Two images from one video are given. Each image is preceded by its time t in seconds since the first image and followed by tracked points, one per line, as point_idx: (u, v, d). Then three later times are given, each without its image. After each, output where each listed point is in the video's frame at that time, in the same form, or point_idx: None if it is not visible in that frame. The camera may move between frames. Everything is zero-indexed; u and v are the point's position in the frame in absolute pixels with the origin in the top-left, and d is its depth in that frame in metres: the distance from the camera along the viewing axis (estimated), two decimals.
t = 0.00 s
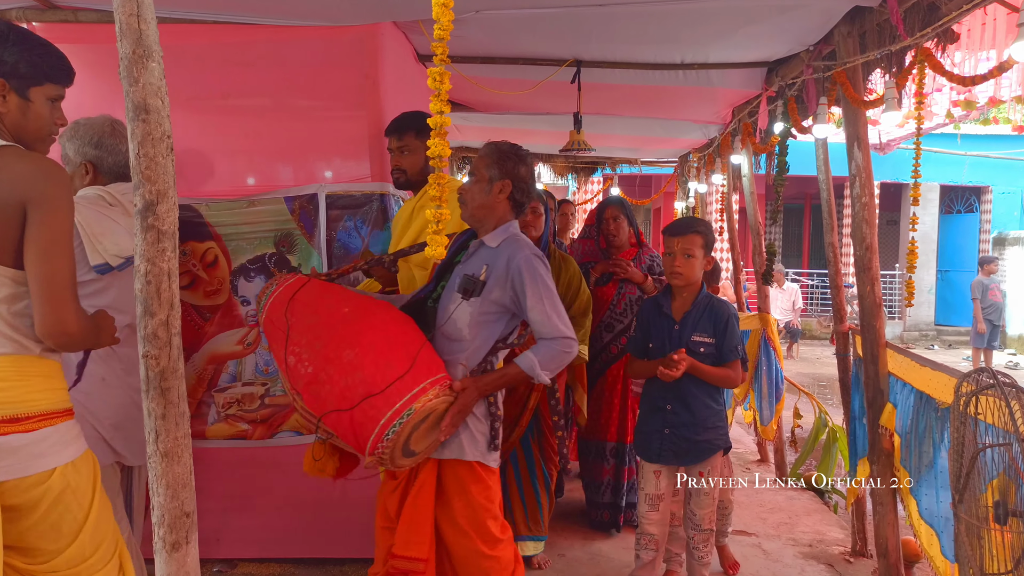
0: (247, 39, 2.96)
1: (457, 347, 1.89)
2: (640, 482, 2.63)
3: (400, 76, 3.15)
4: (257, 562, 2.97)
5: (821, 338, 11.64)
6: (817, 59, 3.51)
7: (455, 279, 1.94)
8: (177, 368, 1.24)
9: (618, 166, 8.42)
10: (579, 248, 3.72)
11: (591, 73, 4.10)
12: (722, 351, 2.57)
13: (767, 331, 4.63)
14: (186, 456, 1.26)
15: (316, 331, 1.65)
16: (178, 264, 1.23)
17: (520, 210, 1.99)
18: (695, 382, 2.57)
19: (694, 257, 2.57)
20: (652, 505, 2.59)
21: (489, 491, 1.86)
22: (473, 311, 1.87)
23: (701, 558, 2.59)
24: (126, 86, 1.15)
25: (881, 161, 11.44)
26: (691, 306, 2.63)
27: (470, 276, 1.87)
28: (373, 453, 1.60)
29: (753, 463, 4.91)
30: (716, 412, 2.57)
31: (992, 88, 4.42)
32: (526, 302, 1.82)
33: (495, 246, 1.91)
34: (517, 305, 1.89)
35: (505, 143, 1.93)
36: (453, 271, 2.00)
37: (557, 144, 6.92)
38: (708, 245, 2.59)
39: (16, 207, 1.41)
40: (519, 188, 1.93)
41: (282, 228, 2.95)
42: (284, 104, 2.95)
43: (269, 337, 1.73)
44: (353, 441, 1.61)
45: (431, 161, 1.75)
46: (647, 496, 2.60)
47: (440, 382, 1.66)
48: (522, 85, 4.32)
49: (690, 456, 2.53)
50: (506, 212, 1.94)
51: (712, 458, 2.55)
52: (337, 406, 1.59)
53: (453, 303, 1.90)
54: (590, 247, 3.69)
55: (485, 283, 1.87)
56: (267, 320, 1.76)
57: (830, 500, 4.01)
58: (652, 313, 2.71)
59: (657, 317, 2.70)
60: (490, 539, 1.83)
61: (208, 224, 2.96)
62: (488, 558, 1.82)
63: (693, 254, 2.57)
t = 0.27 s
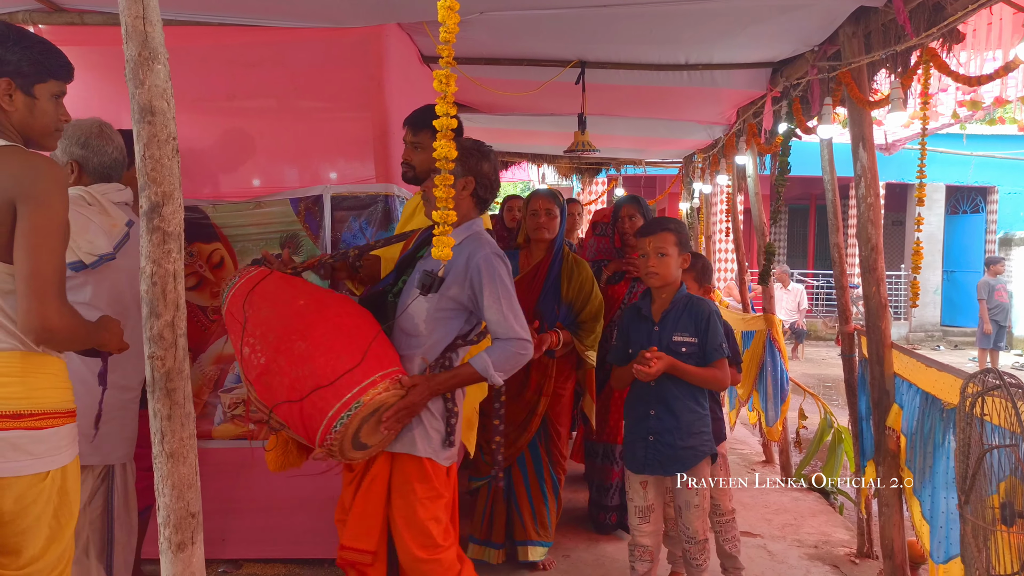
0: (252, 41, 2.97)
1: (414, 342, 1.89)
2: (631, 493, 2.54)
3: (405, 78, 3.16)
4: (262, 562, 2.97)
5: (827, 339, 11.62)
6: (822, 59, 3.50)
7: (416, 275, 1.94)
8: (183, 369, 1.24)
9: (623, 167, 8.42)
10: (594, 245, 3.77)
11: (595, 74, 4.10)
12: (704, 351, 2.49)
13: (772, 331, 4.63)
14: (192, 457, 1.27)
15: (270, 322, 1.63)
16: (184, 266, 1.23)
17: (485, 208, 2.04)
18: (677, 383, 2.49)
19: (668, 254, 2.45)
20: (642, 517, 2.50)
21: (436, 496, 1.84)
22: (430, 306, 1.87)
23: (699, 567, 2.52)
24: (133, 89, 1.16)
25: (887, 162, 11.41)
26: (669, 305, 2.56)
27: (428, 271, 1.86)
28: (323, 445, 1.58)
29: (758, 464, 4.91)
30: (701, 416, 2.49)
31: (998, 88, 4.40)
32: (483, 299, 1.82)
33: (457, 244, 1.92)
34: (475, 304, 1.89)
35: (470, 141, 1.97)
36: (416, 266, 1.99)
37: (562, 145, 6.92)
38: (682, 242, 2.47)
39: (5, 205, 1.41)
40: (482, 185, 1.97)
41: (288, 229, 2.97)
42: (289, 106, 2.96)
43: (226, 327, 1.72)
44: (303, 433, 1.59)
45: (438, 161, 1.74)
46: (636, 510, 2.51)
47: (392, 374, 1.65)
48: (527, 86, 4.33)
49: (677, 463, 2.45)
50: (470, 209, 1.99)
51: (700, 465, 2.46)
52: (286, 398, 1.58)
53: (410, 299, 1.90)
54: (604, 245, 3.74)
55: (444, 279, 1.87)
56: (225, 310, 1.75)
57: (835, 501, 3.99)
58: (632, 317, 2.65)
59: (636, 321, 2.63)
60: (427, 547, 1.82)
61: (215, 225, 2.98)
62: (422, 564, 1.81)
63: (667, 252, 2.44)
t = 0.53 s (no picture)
0: (254, 41, 2.97)
1: (386, 342, 1.85)
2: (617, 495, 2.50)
3: (407, 77, 3.16)
4: (263, 561, 2.98)
5: (828, 339, 11.63)
6: (823, 59, 3.49)
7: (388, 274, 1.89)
8: (186, 369, 1.24)
9: (624, 167, 8.42)
10: (608, 243, 3.77)
11: (596, 74, 4.10)
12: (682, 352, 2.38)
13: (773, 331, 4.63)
14: (194, 456, 1.27)
15: (241, 320, 1.63)
16: (186, 265, 1.24)
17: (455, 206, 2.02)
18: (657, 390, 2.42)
19: (647, 251, 2.40)
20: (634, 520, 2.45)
21: (389, 496, 1.76)
22: (402, 306, 1.83)
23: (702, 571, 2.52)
24: (136, 88, 1.16)
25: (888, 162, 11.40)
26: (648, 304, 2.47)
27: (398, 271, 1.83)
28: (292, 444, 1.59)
29: (759, 464, 4.91)
30: (682, 419, 2.40)
31: (1000, 88, 4.40)
32: (456, 298, 1.80)
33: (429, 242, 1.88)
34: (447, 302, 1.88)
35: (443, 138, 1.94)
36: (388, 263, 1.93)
37: (563, 145, 6.92)
38: (660, 238, 2.42)
39: (40, 210, 1.48)
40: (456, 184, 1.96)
41: (288, 229, 3.02)
42: (290, 105, 2.96)
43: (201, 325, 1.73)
44: (272, 431, 1.60)
45: (442, 162, 1.75)
46: (627, 513, 2.47)
47: (362, 372, 1.65)
48: (528, 86, 4.33)
49: (657, 468, 2.37)
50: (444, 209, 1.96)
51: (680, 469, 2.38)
52: (255, 395, 1.58)
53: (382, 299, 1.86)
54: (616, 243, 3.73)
55: (415, 278, 1.83)
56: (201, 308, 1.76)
57: (836, 501, 4.00)
58: (610, 316, 2.58)
59: (615, 321, 2.56)
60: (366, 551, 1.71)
61: (214, 224, 3.03)
62: (357, 568, 1.69)
63: (646, 249, 2.39)
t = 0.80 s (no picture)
0: (257, 41, 2.98)
1: (370, 341, 1.87)
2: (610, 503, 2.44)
3: (410, 78, 3.16)
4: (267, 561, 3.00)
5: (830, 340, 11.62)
6: (826, 60, 3.49)
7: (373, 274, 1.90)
8: (190, 368, 1.25)
9: (626, 168, 8.42)
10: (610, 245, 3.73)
11: (599, 75, 4.11)
12: (667, 356, 2.34)
13: (775, 332, 4.63)
14: (199, 455, 1.27)
15: (224, 319, 1.64)
16: (191, 265, 1.24)
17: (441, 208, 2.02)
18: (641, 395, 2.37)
19: (635, 255, 2.34)
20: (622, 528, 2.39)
21: (361, 494, 1.76)
22: (385, 306, 1.84)
23: None
24: (140, 89, 1.17)
25: (891, 163, 11.39)
26: (634, 308, 2.43)
27: (381, 271, 1.83)
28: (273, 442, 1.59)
29: (761, 465, 4.91)
30: (666, 425, 2.35)
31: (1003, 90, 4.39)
32: (439, 296, 1.79)
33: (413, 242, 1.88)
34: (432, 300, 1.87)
35: (427, 139, 1.95)
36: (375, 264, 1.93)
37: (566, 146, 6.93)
38: (650, 242, 2.36)
39: (52, 216, 1.48)
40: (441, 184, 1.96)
41: (291, 228, 3.02)
42: (293, 106, 2.97)
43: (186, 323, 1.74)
44: (254, 429, 1.60)
45: (446, 161, 1.75)
46: (616, 521, 2.41)
47: (344, 372, 1.65)
48: (531, 87, 4.33)
49: (638, 475, 2.31)
50: (429, 209, 1.95)
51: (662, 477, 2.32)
52: (238, 394, 1.59)
53: (366, 298, 1.86)
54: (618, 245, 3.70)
55: (398, 279, 1.84)
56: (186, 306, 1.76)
57: (838, 502, 4.00)
58: (597, 320, 2.54)
59: (601, 325, 2.52)
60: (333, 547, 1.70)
61: (216, 224, 3.03)
62: (318, 564, 1.68)
63: (634, 253, 2.34)
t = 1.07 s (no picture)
0: (259, 40, 2.98)
1: (344, 345, 1.84)
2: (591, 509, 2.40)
3: (412, 77, 3.17)
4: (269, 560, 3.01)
5: (832, 339, 11.61)
6: (828, 58, 3.48)
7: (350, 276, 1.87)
8: (193, 367, 1.25)
9: (628, 166, 8.42)
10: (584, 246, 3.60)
11: (601, 73, 4.10)
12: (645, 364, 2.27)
13: (777, 331, 4.64)
14: (202, 453, 1.27)
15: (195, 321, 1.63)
16: (194, 264, 1.24)
17: (423, 209, 1.96)
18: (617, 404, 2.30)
19: (622, 257, 2.29)
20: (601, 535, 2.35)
21: (338, 498, 1.75)
22: (361, 311, 1.81)
23: None
24: (143, 88, 1.17)
25: (893, 161, 11.38)
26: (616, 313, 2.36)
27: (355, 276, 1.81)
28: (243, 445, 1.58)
29: (763, 464, 4.90)
30: (640, 435, 2.28)
31: (1005, 88, 4.39)
32: (414, 304, 1.75)
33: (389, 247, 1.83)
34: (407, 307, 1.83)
35: (409, 139, 1.89)
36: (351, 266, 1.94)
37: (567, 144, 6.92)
38: (639, 245, 2.31)
39: (73, 215, 1.51)
40: (422, 185, 1.90)
41: (292, 227, 3.01)
42: (295, 105, 2.98)
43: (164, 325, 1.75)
44: (225, 432, 1.60)
45: (447, 159, 1.77)
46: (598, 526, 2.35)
47: (315, 374, 1.63)
48: (533, 85, 4.33)
49: (610, 485, 2.26)
50: (409, 210, 1.90)
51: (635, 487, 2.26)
52: (207, 399, 1.58)
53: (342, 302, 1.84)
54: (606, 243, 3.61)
55: (375, 283, 1.81)
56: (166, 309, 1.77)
57: (840, 501, 4.00)
58: (582, 323, 2.49)
59: (585, 328, 2.46)
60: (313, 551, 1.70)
61: (217, 223, 3.03)
62: (294, 568, 1.69)
63: (621, 255, 2.29)
